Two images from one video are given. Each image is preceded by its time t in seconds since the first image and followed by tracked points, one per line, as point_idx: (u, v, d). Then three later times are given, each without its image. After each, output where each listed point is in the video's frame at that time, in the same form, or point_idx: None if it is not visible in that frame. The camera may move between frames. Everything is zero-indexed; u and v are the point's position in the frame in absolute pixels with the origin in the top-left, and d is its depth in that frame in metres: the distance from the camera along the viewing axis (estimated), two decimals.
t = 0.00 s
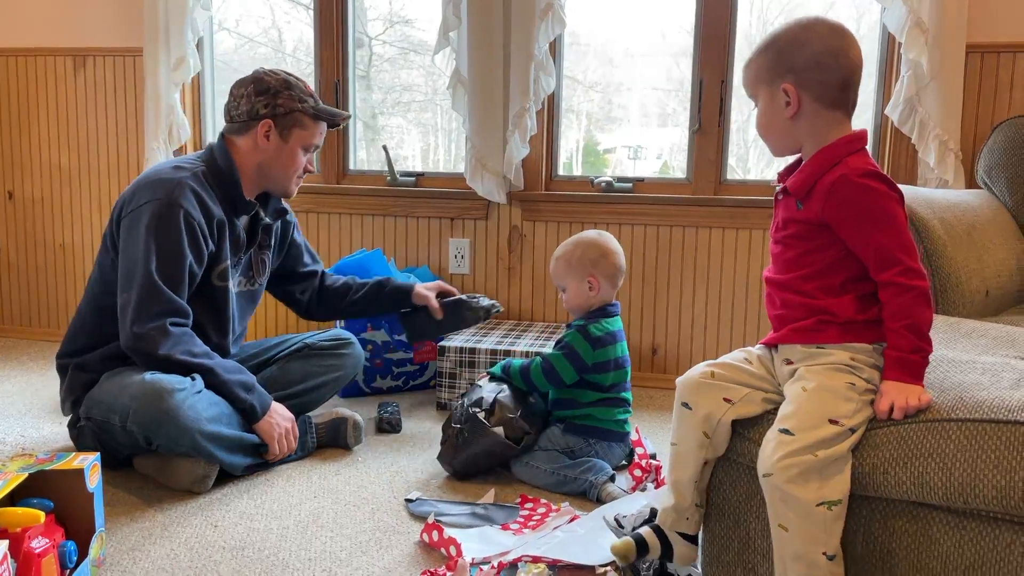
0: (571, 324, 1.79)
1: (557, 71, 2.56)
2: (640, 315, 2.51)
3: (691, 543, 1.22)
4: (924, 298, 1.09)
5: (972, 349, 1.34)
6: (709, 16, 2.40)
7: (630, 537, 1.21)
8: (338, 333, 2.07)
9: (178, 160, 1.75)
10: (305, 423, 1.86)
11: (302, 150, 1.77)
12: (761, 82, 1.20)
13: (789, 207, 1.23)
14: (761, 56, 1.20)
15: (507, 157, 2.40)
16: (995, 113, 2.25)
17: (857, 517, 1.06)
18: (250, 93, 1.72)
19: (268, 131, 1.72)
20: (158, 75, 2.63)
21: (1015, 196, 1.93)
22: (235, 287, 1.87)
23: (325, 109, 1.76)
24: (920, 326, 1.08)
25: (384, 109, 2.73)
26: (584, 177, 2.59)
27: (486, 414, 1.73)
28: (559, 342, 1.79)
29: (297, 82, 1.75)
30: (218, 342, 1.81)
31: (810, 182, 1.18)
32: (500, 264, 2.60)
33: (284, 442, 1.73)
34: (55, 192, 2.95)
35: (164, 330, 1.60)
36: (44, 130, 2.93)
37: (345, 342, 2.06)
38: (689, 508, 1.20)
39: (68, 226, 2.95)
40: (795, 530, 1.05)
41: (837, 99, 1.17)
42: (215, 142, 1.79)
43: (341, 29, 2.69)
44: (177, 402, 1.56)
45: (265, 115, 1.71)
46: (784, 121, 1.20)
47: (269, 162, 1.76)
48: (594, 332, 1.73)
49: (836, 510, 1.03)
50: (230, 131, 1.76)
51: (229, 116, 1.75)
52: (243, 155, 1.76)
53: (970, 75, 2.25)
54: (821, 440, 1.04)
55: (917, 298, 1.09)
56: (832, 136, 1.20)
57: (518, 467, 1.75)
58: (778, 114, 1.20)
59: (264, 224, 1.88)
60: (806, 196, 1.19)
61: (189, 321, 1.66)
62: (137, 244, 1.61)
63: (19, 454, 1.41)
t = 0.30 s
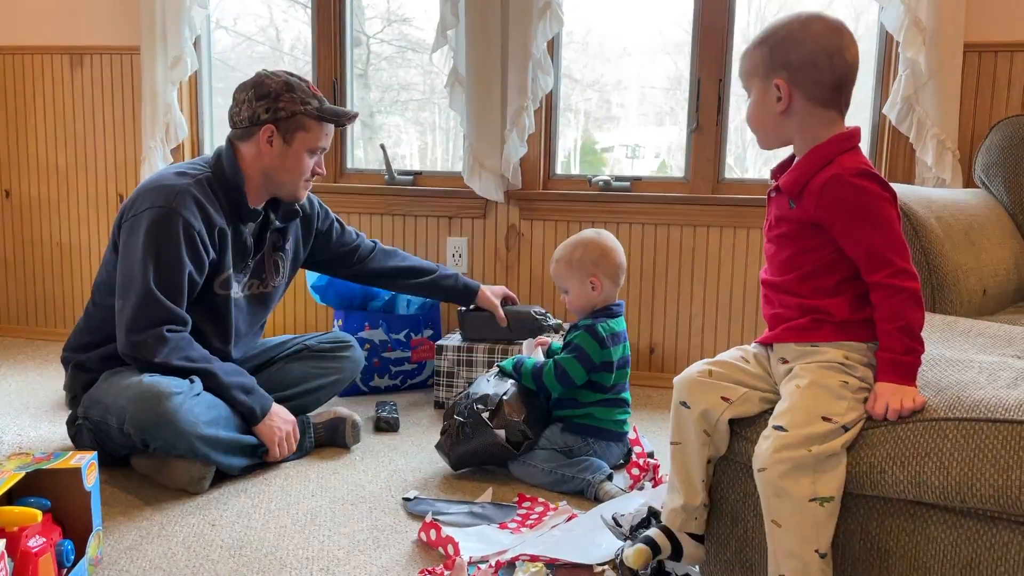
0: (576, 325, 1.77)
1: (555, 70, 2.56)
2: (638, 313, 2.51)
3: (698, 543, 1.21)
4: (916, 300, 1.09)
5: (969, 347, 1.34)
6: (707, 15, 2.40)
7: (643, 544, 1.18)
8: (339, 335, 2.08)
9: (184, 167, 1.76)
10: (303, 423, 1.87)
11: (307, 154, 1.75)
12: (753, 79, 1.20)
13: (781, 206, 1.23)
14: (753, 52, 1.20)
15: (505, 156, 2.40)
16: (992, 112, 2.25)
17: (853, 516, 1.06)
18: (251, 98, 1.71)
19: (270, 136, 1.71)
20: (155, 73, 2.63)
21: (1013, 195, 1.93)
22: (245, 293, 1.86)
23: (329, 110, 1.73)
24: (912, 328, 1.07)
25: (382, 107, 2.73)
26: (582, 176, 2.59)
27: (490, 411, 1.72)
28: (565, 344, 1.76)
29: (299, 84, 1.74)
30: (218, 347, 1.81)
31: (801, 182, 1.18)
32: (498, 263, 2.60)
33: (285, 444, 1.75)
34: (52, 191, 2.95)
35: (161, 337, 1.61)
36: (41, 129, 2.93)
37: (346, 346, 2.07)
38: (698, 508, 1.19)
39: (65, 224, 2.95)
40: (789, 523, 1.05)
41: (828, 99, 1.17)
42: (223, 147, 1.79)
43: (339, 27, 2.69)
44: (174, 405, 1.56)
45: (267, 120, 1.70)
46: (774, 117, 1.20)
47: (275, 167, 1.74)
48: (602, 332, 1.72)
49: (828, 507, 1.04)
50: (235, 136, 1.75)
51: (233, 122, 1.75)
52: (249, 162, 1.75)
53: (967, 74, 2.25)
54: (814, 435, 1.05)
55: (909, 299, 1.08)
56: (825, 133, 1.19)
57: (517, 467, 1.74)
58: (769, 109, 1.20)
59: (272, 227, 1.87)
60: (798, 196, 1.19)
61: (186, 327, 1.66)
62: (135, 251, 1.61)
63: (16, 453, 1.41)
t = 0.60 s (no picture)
0: (583, 323, 1.75)
1: (553, 69, 2.55)
2: (635, 313, 2.51)
3: (694, 543, 1.21)
4: (914, 302, 1.09)
5: (966, 347, 1.34)
6: (705, 14, 2.40)
7: (633, 545, 1.18)
8: (339, 335, 2.07)
9: (181, 167, 1.76)
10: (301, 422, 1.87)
11: (307, 157, 1.74)
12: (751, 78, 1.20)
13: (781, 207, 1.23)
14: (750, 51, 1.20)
15: (502, 155, 2.40)
16: (989, 112, 2.25)
17: (850, 516, 1.06)
18: (250, 99, 1.70)
19: (270, 138, 1.71)
20: (151, 70, 2.62)
21: (1009, 195, 1.93)
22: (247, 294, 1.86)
23: (329, 113, 1.73)
24: (909, 331, 1.08)
25: (380, 106, 2.73)
26: (580, 174, 2.59)
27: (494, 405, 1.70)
28: (573, 343, 1.74)
29: (300, 85, 1.73)
30: (215, 346, 1.80)
31: (800, 184, 1.18)
32: (495, 262, 2.60)
33: (286, 442, 1.74)
34: (48, 189, 2.94)
35: (158, 339, 1.60)
36: (37, 127, 2.92)
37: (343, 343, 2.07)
38: (693, 508, 1.19)
39: (61, 222, 2.94)
40: (789, 529, 1.05)
41: (826, 99, 1.17)
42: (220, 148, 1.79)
43: (337, 26, 2.68)
44: (171, 405, 1.56)
45: (266, 122, 1.69)
46: (770, 117, 1.20)
47: (273, 169, 1.73)
48: (610, 330, 1.72)
49: (828, 512, 1.04)
50: (234, 137, 1.74)
51: (230, 122, 1.74)
52: (246, 162, 1.74)
53: (964, 74, 2.25)
54: (815, 441, 1.04)
55: (906, 302, 1.09)
56: (823, 133, 1.20)
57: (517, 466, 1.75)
58: (765, 109, 1.20)
59: (271, 228, 1.87)
60: (796, 198, 1.19)
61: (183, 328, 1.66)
62: (132, 254, 1.61)
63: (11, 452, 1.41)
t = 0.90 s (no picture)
0: (593, 322, 1.74)
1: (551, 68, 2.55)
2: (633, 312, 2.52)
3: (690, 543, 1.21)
4: (894, 295, 1.08)
5: (962, 345, 1.35)
6: (703, 13, 2.40)
7: (628, 544, 1.19)
8: (331, 332, 2.07)
9: (166, 164, 1.75)
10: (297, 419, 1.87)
11: (291, 149, 1.75)
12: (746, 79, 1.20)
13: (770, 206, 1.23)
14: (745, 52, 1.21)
15: (500, 153, 2.40)
16: (986, 111, 2.25)
17: (847, 515, 1.06)
18: (235, 92, 1.71)
19: (254, 131, 1.71)
20: (148, 68, 2.62)
21: (1006, 194, 1.94)
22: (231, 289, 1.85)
23: (314, 106, 1.75)
24: (887, 324, 1.07)
25: (377, 104, 2.73)
26: (578, 173, 2.59)
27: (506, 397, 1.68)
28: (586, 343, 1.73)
29: (284, 79, 1.74)
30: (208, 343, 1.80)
31: (785, 181, 1.18)
32: (493, 260, 2.60)
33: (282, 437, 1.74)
34: (46, 188, 2.94)
35: (152, 336, 1.60)
36: (34, 125, 2.92)
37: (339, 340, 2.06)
38: (689, 507, 1.20)
39: (59, 221, 2.94)
40: (788, 529, 1.05)
41: (822, 99, 1.18)
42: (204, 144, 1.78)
43: (334, 26, 2.68)
44: (167, 402, 1.56)
45: (251, 114, 1.70)
46: (757, 118, 1.22)
47: (258, 163, 1.74)
48: (621, 328, 1.72)
49: (826, 511, 1.04)
50: (217, 131, 1.75)
51: (215, 116, 1.75)
52: (230, 155, 1.74)
53: (960, 73, 2.25)
54: (814, 441, 1.05)
55: (885, 295, 1.08)
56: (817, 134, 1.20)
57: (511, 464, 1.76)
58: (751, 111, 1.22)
59: (256, 225, 1.88)
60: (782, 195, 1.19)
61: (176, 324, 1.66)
62: (120, 251, 1.60)
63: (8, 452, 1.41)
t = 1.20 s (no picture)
0: (591, 325, 1.75)
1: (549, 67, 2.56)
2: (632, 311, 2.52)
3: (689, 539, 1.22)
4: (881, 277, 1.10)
5: (959, 345, 1.35)
6: (701, 12, 2.40)
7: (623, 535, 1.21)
8: (328, 330, 2.07)
9: (161, 161, 1.75)
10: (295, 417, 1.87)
11: (285, 144, 1.75)
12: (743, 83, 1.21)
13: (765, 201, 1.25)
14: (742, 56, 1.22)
15: (498, 153, 2.40)
16: (983, 110, 2.26)
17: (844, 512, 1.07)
18: (228, 88, 1.71)
19: (249, 126, 1.71)
20: (146, 67, 2.62)
21: (1003, 194, 1.94)
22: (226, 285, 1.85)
23: (306, 101, 1.75)
24: (875, 304, 1.09)
25: (376, 103, 2.73)
26: (576, 173, 2.59)
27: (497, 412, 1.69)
28: (576, 347, 1.75)
29: (275, 74, 1.74)
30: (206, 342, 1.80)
31: (777, 175, 1.21)
32: (490, 259, 2.60)
33: (281, 438, 1.74)
34: (44, 186, 2.93)
35: (150, 334, 1.60)
36: (32, 124, 2.91)
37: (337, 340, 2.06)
38: (688, 502, 1.20)
39: (57, 219, 2.94)
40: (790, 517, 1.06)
41: (819, 101, 1.19)
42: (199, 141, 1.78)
43: (333, 25, 2.68)
44: (165, 400, 1.56)
45: (245, 110, 1.70)
46: (758, 125, 1.23)
47: (253, 158, 1.74)
48: (614, 335, 1.71)
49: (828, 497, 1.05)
50: (211, 128, 1.75)
51: (208, 113, 1.75)
52: (223, 152, 1.74)
53: (958, 73, 2.26)
54: (808, 429, 1.06)
55: (871, 277, 1.09)
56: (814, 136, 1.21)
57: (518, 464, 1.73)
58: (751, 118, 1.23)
59: (250, 221, 1.87)
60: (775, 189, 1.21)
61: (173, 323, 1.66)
62: (116, 250, 1.60)
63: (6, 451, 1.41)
